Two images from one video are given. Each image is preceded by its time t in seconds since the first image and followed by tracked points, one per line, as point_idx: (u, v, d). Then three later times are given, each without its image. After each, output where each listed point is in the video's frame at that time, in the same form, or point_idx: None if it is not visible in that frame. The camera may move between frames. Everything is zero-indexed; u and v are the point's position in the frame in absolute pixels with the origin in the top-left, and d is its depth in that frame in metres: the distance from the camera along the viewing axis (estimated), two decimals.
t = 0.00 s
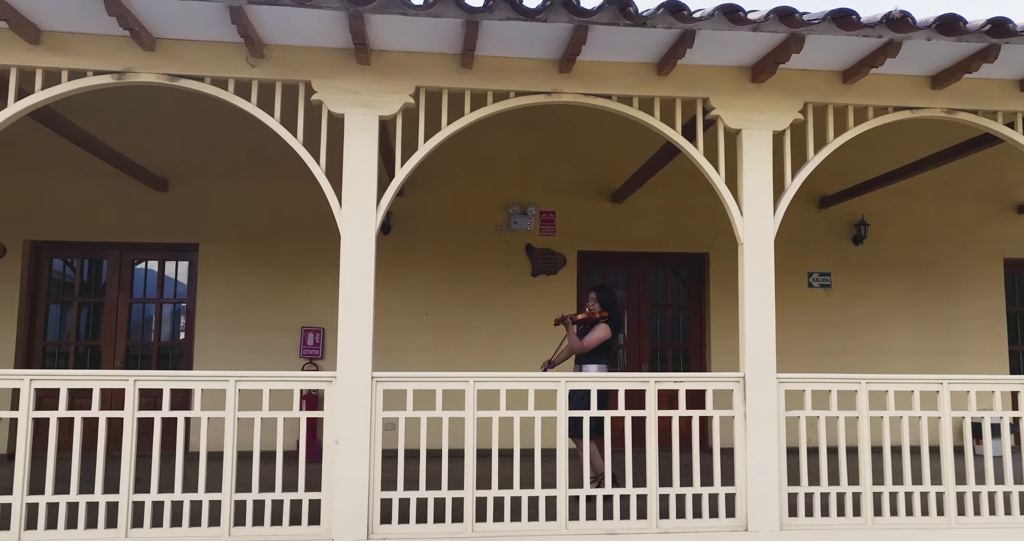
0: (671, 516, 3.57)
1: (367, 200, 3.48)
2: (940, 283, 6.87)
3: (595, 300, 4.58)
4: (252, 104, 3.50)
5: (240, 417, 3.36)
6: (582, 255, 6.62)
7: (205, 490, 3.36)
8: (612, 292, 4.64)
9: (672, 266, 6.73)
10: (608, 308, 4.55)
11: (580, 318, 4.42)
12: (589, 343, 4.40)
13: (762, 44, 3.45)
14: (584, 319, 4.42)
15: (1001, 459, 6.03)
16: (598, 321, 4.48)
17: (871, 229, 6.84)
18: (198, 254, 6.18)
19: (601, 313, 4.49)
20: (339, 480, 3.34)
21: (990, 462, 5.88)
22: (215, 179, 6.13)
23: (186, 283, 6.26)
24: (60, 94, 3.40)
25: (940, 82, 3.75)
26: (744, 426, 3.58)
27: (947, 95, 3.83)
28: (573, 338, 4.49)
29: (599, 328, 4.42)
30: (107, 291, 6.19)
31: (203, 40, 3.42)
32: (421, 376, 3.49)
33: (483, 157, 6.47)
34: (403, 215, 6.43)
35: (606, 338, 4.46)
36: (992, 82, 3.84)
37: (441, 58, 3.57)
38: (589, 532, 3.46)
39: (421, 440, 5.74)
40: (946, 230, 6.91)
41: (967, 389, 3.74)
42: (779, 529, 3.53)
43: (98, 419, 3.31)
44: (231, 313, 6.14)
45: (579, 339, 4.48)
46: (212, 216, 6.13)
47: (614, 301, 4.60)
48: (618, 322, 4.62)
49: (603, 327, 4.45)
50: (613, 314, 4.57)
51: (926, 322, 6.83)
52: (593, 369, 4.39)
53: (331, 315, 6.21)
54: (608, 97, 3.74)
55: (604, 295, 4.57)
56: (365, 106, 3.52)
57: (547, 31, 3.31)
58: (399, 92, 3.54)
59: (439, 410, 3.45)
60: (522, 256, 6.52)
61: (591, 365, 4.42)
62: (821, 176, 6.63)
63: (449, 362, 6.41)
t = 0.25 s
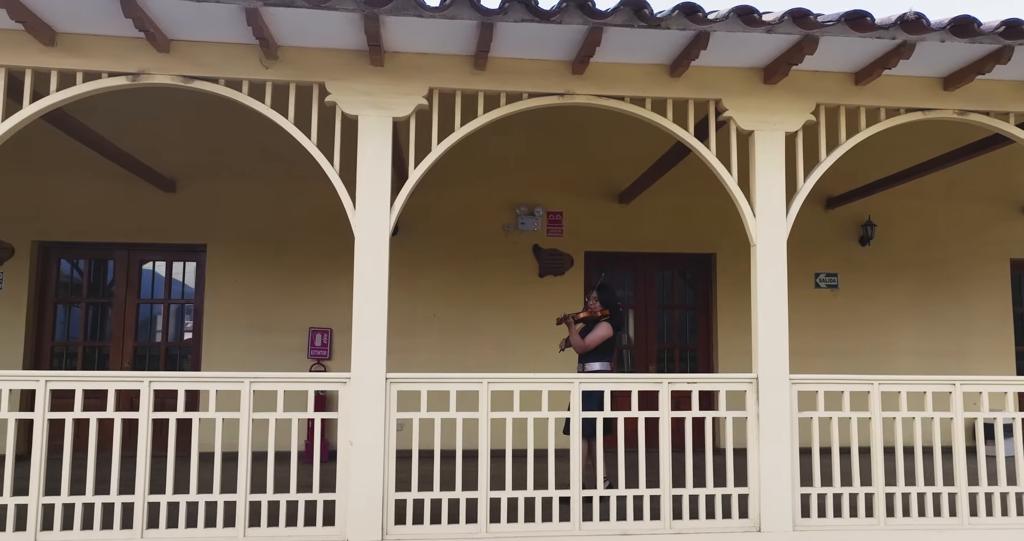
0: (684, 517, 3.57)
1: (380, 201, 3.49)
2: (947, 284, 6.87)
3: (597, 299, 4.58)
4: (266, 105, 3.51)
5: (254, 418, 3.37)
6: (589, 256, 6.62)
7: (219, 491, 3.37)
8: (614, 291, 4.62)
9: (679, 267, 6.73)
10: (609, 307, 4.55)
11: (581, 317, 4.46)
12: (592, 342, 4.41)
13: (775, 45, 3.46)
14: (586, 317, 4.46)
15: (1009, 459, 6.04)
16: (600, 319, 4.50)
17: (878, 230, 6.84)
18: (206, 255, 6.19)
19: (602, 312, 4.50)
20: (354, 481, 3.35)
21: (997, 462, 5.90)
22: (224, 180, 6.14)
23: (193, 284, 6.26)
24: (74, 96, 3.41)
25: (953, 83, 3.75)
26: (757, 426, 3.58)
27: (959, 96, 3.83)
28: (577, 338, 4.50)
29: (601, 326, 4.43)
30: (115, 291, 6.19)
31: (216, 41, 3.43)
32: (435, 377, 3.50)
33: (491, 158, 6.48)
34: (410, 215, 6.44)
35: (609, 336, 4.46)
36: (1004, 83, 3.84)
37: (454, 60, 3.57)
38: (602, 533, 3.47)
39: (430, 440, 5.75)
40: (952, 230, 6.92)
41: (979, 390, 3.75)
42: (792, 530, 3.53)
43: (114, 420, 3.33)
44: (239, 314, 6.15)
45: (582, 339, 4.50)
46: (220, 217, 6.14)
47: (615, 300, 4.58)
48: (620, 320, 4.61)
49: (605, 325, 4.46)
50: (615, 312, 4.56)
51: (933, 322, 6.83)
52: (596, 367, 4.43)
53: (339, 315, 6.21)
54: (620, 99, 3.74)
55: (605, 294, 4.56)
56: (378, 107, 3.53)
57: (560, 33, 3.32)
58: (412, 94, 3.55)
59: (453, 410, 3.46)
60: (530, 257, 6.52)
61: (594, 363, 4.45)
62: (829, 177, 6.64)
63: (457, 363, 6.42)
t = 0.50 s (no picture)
0: (698, 519, 3.57)
1: (394, 202, 3.49)
2: (954, 285, 6.87)
3: (597, 301, 4.57)
4: (280, 107, 3.51)
5: (268, 419, 3.36)
6: (597, 257, 6.61)
7: (233, 493, 3.36)
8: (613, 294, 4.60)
9: (687, 268, 6.73)
10: (609, 309, 4.54)
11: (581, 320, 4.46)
12: (593, 345, 4.39)
13: (789, 47, 3.46)
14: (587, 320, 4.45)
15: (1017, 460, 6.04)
16: (601, 322, 4.50)
17: (885, 231, 6.84)
18: (213, 256, 6.18)
19: (603, 314, 4.49)
20: (368, 483, 3.34)
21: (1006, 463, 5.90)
22: (232, 181, 6.13)
23: (201, 285, 6.25)
24: (88, 97, 3.40)
25: (966, 84, 3.75)
26: (770, 428, 3.58)
27: (972, 97, 3.83)
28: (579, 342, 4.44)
29: (602, 329, 4.43)
30: (122, 292, 6.18)
31: (230, 42, 3.43)
32: (449, 379, 3.50)
33: (498, 159, 6.48)
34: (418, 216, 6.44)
35: (611, 339, 4.45)
36: (1016, 84, 3.84)
37: (468, 61, 3.57)
38: (617, 535, 3.46)
39: (438, 441, 5.74)
40: (959, 231, 6.91)
41: (992, 391, 3.75)
42: (806, 532, 3.53)
43: (128, 422, 3.32)
44: (247, 315, 6.14)
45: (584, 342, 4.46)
46: (227, 218, 6.14)
47: (615, 302, 4.56)
48: (621, 321, 4.61)
49: (607, 328, 4.45)
50: (615, 314, 4.55)
51: (940, 323, 6.83)
52: (599, 371, 4.43)
53: (346, 316, 6.20)
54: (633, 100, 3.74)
55: (604, 296, 4.54)
56: (392, 109, 3.53)
57: (575, 34, 3.32)
58: (426, 95, 3.55)
59: (468, 412, 3.45)
60: (537, 258, 6.52)
61: (597, 367, 4.45)
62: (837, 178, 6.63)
63: (465, 364, 6.41)
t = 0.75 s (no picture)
0: (710, 517, 3.56)
1: (406, 201, 3.49)
2: (960, 284, 6.87)
3: (596, 300, 4.58)
4: (292, 105, 3.50)
5: (280, 418, 3.36)
6: (603, 256, 6.61)
7: (245, 491, 3.35)
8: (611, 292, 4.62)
9: (693, 267, 6.73)
10: (608, 309, 4.54)
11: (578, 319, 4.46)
12: (587, 344, 4.38)
13: (801, 45, 3.45)
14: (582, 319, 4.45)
15: None
16: (597, 321, 4.48)
17: (891, 230, 6.84)
18: (220, 255, 6.18)
19: (600, 315, 4.48)
20: (381, 482, 3.34)
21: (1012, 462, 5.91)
22: (238, 180, 6.13)
23: (207, 284, 6.25)
24: (101, 96, 3.40)
25: (977, 83, 3.75)
26: (782, 426, 3.58)
27: (982, 96, 3.83)
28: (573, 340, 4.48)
29: (598, 329, 4.41)
30: (129, 291, 6.18)
31: (242, 41, 3.42)
32: (461, 377, 3.49)
33: (504, 159, 6.49)
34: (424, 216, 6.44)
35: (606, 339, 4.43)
36: None
37: (480, 60, 3.57)
38: (629, 533, 3.46)
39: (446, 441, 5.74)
40: (965, 231, 6.91)
41: (1003, 390, 3.75)
42: (818, 530, 3.53)
43: (140, 421, 3.32)
44: (254, 314, 6.14)
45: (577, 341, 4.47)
46: (234, 217, 6.14)
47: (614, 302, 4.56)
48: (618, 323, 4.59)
49: (602, 328, 4.44)
50: (613, 314, 4.54)
51: (947, 323, 6.83)
52: (593, 369, 4.40)
53: (353, 315, 6.20)
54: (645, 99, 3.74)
55: (604, 295, 4.55)
56: (404, 107, 3.53)
57: (588, 33, 3.32)
58: (438, 94, 3.55)
59: (480, 411, 3.44)
60: (543, 257, 6.52)
61: (591, 365, 4.42)
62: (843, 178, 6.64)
63: (471, 363, 6.41)
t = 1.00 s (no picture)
0: (722, 516, 3.57)
1: (419, 200, 3.49)
2: (967, 283, 6.87)
3: (595, 298, 4.61)
4: (304, 104, 3.50)
5: (294, 416, 3.36)
6: (610, 255, 6.61)
7: (259, 490, 3.36)
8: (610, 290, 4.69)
9: (699, 267, 6.73)
10: (607, 307, 4.59)
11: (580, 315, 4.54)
12: (587, 340, 4.42)
13: (814, 44, 3.45)
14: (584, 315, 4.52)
15: None
16: (597, 318, 4.52)
17: (898, 229, 6.83)
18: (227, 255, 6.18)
19: (599, 312, 4.53)
20: (394, 480, 3.35)
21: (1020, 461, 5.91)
22: (245, 179, 6.13)
23: (214, 283, 6.25)
24: (114, 94, 3.40)
25: (989, 82, 3.74)
26: (794, 425, 3.58)
27: (994, 95, 3.83)
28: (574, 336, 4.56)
29: (598, 325, 4.44)
30: (136, 290, 6.18)
31: (255, 39, 3.42)
32: (473, 376, 3.50)
33: (511, 159, 6.48)
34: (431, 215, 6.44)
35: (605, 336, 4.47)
36: None
37: (492, 58, 3.57)
38: (641, 532, 3.47)
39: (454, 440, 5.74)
40: (971, 230, 6.91)
41: (1015, 389, 3.75)
42: (830, 529, 3.53)
43: (154, 419, 3.31)
44: (261, 313, 6.15)
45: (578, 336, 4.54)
46: (241, 216, 6.14)
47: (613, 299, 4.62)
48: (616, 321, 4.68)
49: (602, 325, 4.47)
50: (613, 312, 4.61)
51: (953, 322, 6.82)
52: (592, 366, 4.44)
53: (360, 314, 6.20)
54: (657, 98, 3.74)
55: (604, 292, 4.60)
56: (417, 106, 3.53)
57: (600, 32, 3.31)
58: (450, 92, 3.55)
59: (493, 410, 3.44)
60: (550, 256, 6.52)
61: (590, 361, 4.45)
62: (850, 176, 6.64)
63: (478, 362, 6.41)
